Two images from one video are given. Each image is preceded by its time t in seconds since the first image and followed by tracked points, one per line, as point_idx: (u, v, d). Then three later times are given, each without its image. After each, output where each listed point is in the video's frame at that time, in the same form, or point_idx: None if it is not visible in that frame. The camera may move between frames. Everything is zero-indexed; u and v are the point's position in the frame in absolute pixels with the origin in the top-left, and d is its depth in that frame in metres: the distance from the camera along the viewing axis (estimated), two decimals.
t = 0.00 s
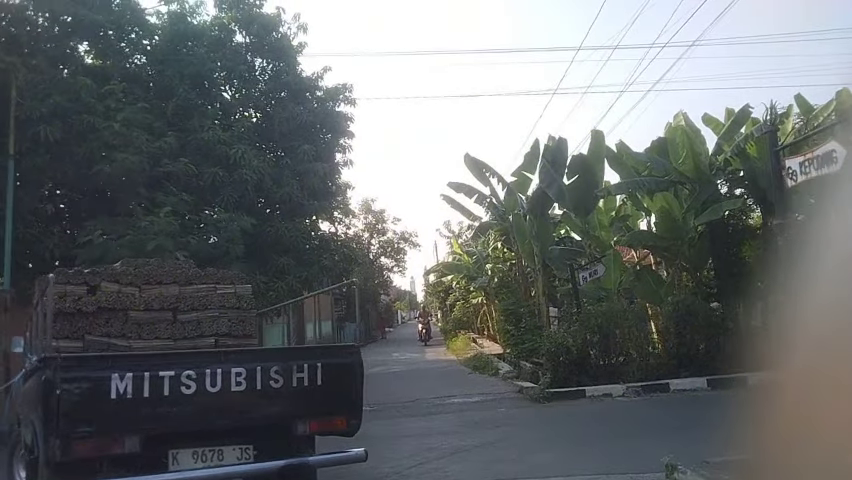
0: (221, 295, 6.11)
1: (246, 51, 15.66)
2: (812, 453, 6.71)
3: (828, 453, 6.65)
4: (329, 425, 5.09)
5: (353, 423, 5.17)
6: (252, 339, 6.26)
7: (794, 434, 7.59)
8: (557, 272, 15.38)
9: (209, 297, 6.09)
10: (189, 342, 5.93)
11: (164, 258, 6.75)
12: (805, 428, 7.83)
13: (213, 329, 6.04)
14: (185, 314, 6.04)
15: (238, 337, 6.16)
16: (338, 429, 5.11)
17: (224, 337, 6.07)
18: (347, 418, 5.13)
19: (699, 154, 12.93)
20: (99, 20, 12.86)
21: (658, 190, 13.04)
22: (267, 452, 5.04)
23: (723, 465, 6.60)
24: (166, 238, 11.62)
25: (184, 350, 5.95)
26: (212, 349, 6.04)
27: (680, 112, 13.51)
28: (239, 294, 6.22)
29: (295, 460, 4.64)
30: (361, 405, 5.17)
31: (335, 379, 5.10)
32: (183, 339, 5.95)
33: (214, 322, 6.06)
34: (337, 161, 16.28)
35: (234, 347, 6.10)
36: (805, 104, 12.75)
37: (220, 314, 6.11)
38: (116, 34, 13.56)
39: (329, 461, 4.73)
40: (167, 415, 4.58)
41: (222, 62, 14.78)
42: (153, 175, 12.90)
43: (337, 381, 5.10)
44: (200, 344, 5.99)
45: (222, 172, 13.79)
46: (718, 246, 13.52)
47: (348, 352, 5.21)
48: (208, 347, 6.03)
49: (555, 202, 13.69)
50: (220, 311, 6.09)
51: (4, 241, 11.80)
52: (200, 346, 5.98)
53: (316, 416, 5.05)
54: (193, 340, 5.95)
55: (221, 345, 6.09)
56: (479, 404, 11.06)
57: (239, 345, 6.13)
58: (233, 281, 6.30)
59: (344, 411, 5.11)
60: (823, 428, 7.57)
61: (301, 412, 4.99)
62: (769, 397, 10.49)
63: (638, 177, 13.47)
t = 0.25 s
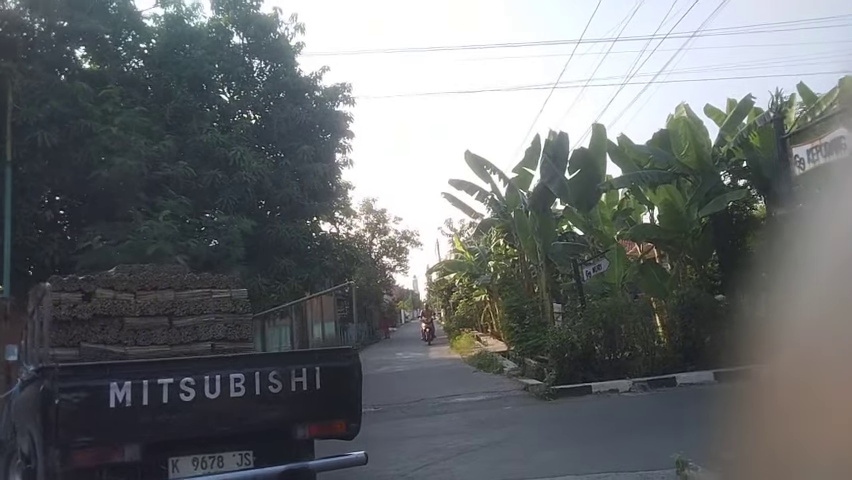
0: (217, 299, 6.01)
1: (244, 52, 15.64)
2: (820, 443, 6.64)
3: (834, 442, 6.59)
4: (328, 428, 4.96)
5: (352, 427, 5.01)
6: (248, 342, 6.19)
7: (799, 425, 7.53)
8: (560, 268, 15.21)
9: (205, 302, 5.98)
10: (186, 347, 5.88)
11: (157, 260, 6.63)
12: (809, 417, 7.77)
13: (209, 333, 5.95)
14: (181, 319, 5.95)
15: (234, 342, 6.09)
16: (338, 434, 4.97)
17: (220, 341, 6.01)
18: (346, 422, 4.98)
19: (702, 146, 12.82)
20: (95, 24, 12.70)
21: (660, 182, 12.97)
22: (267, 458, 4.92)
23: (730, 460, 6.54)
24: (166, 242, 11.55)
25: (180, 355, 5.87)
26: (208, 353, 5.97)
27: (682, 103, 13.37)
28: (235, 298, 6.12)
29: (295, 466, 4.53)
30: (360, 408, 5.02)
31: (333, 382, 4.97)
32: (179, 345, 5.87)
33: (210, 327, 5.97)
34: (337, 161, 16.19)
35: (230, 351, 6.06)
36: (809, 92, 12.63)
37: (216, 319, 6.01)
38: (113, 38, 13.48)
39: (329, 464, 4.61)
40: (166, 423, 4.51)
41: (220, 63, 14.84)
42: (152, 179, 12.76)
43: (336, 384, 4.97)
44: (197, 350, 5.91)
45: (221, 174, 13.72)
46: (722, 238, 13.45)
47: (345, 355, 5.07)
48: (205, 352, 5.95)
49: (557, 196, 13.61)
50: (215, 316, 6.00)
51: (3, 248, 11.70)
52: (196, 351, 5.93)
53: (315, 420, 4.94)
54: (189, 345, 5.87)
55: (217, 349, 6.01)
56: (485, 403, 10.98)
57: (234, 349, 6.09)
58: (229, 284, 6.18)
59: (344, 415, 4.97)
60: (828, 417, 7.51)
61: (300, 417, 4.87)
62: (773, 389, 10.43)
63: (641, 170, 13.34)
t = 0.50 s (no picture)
0: (217, 299, 6.01)
1: (244, 53, 15.63)
2: (820, 443, 6.64)
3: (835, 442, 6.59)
4: (329, 428, 4.96)
5: (352, 427, 5.01)
6: (247, 342, 6.19)
7: (799, 425, 7.53)
8: (560, 268, 15.21)
9: (204, 302, 5.98)
10: (185, 347, 5.87)
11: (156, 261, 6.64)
12: (809, 416, 7.77)
13: (209, 333, 5.95)
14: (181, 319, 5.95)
15: (233, 342, 6.09)
16: (338, 434, 4.96)
17: (220, 341, 6.01)
18: (346, 421, 4.97)
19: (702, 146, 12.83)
20: (95, 24, 12.70)
21: (660, 182, 12.96)
22: (267, 458, 4.93)
23: (729, 460, 6.54)
24: (166, 242, 11.56)
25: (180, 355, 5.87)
26: (208, 354, 5.97)
27: (682, 103, 13.34)
28: (235, 298, 6.12)
29: (296, 466, 4.53)
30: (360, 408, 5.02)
31: (333, 383, 4.97)
32: (179, 344, 5.87)
33: (210, 327, 5.97)
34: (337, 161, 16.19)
35: (229, 351, 6.05)
36: (808, 93, 12.64)
37: (216, 319, 6.00)
38: (113, 38, 13.47)
39: (330, 464, 4.62)
40: (166, 423, 4.51)
41: (220, 63, 14.88)
42: (152, 179, 12.79)
43: (336, 384, 4.97)
44: (196, 350, 5.91)
45: (221, 174, 13.73)
46: (722, 238, 13.44)
47: (346, 355, 5.07)
48: (204, 352, 5.95)
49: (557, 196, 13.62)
50: (215, 316, 6.00)
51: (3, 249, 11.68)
52: (196, 351, 5.92)
53: (315, 420, 4.94)
54: (189, 345, 5.88)
55: (217, 350, 6.01)
56: (485, 403, 10.98)
57: (234, 349, 6.08)
58: (229, 284, 6.18)
59: (344, 415, 4.97)
60: (828, 417, 7.51)
61: (300, 417, 4.86)
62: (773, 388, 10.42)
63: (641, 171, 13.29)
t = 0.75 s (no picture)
0: (213, 304, 5.96)
1: (244, 55, 15.58)
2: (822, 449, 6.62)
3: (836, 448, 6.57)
4: (329, 431, 4.90)
5: (352, 430, 4.96)
6: (245, 346, 6.09)
7: (800, 429, 7.52)
8: (564, 267, 15.12)
9: (201, 306, 5.93)
10: (183, 352, 5.79)
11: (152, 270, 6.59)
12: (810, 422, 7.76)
13: (206, 338, 5.87)
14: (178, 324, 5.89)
15: (232, 346, 5.97)
16: (338, 437, 4.90)
17: (218, 346, 5.91)
18: (346, 425, 4.92)
19: (706, 142, 12.72)
20: (94, 29, 12.62)
21: (665, 178, 12.83)
22: (269, 463, 4.85)
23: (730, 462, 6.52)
24: (167, 246, 11.50)
25: (178, 361, 5.78)
26: (205, 359, 5.87)
27: (686, 99, 13.20)
28: (232, 302, 6.05)
29: (297, 469, 4.44)
30: (360, 412, 4.97)
31: (333, 386, 4.92)
32: (177, 350, 5.78)
33: (206, 331, 5.89)
34: (339, 163, 16.11)
35: (228, 356, 5.94)
36: (813, 87, 12.54)
37: (213, 324, 5.93)
38: (112, 42, 13.29)
39: (333, 468, 4.54)
40: (167, 430, 4.43)
41: (221, 66, 14.81)
42: (153, 183, 12.72)
43: (336, 388, 4.92)
44: (193, 355, 5.82)
45: (222, 177, 13.66)
46: (728, 234, 13.29)
47: (345, 359, 5.04)
48: (202, 357, 5.87)
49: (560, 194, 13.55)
50: (212, 321, 5.93)
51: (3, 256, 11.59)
52: (194, 356, 5.83)
53: (316, 423, 4.87)
54: (186, 350, 5.79)
55: (215, 355, 5.90)
56: (492, 403, 10.88)
57: (232, 354, 5.97)
58: (225, 288, 6.13)
59: (344, 419, 4.91)
60: (829, 423, 7.50)
61: (300, 421, 4.81)
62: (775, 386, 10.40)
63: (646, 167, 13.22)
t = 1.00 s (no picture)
0: (208, 310, 5.93)
1: (246, 60, 15.55)
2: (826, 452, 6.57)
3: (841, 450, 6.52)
4: (326, 438, 4.83)
5: (350, 436, 4.89)
6: (240, 352, 6.09)
7: (804, 432, 7.46)
8: (568, 270, 15.25)
9: (196, 312, 5.88)
10: (178, 358, 5.75)
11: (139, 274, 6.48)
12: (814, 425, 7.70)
13: (201, 344, 5.84)
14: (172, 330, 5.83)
15: (226, 352, 5.98)
16: (336, 443, 4.83)
17: (213, 351, 5.91)
18: (344, 430, 4.85)
19: (711, 144, 12.65)
20: (94, 33, 12.57)
21: (668, 180, 12.73)
22: (268, 470, 4.77)
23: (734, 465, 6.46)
24: (168, 250, 11.43)
25: (172, 367, 5.74)
26: (200, 365, 5.85)
27: (689, 102, 13.17)
28: (226, 307, 6.03)
29: (295, 475, 4.34)
30: (358, 417, 4.91)
31: (330, 392, 4.86)
32: (171, 356, 5.73)
33: (202, 337, 5.87)
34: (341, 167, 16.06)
35: (222, 362, 5.96)
36: (817, 87, 12.47)
37: (208, 330, 5.92)
38: (113, 46, 13.30)
39: (331, 473, 4.42)
40: (164, 438, 4.36)
41: (222, 70, 14.73)
42: (154, 187, 12.66)
43: (333, 393, 4.86)
44: (188, 361, 5.78)
45: (223, 181, 13.61)
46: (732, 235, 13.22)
47: (342, 365, 4.97)
48: (197, 363, 5.84)
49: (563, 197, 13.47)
50: (207, 327, 5.91)
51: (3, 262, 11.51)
52: (189, 363, 5.80)
53: (313, 430, 4.80)
54: (181, 356, 5.75)
55: (209, 360, 5.91)
56: (496, 407, 10.78)
57: (227, 360, 5.98)
58: (219, 294, 6.10)
59: (342, 425, 4.84)
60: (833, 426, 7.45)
61: (298, 427, 4.74)
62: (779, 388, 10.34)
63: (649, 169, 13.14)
